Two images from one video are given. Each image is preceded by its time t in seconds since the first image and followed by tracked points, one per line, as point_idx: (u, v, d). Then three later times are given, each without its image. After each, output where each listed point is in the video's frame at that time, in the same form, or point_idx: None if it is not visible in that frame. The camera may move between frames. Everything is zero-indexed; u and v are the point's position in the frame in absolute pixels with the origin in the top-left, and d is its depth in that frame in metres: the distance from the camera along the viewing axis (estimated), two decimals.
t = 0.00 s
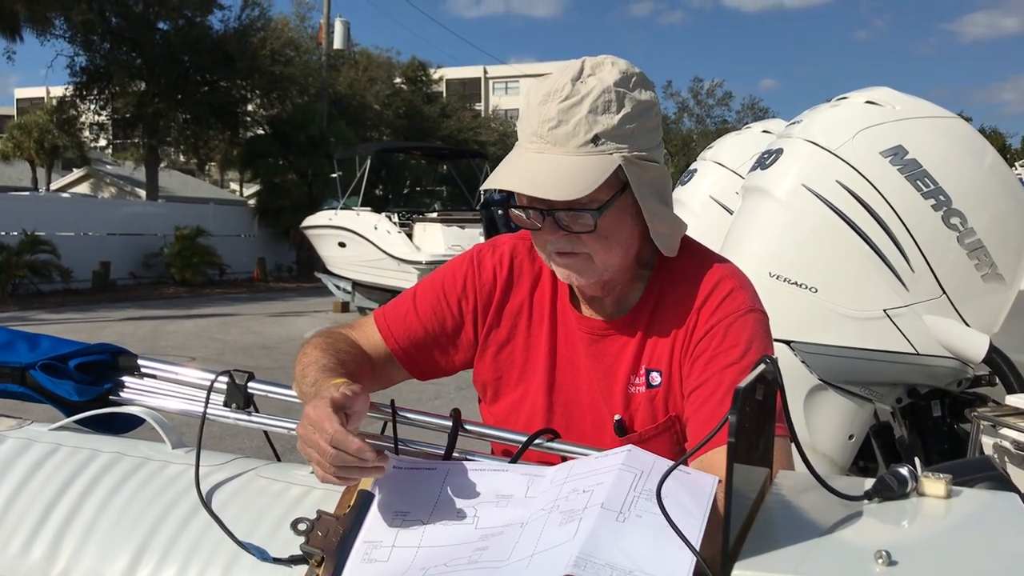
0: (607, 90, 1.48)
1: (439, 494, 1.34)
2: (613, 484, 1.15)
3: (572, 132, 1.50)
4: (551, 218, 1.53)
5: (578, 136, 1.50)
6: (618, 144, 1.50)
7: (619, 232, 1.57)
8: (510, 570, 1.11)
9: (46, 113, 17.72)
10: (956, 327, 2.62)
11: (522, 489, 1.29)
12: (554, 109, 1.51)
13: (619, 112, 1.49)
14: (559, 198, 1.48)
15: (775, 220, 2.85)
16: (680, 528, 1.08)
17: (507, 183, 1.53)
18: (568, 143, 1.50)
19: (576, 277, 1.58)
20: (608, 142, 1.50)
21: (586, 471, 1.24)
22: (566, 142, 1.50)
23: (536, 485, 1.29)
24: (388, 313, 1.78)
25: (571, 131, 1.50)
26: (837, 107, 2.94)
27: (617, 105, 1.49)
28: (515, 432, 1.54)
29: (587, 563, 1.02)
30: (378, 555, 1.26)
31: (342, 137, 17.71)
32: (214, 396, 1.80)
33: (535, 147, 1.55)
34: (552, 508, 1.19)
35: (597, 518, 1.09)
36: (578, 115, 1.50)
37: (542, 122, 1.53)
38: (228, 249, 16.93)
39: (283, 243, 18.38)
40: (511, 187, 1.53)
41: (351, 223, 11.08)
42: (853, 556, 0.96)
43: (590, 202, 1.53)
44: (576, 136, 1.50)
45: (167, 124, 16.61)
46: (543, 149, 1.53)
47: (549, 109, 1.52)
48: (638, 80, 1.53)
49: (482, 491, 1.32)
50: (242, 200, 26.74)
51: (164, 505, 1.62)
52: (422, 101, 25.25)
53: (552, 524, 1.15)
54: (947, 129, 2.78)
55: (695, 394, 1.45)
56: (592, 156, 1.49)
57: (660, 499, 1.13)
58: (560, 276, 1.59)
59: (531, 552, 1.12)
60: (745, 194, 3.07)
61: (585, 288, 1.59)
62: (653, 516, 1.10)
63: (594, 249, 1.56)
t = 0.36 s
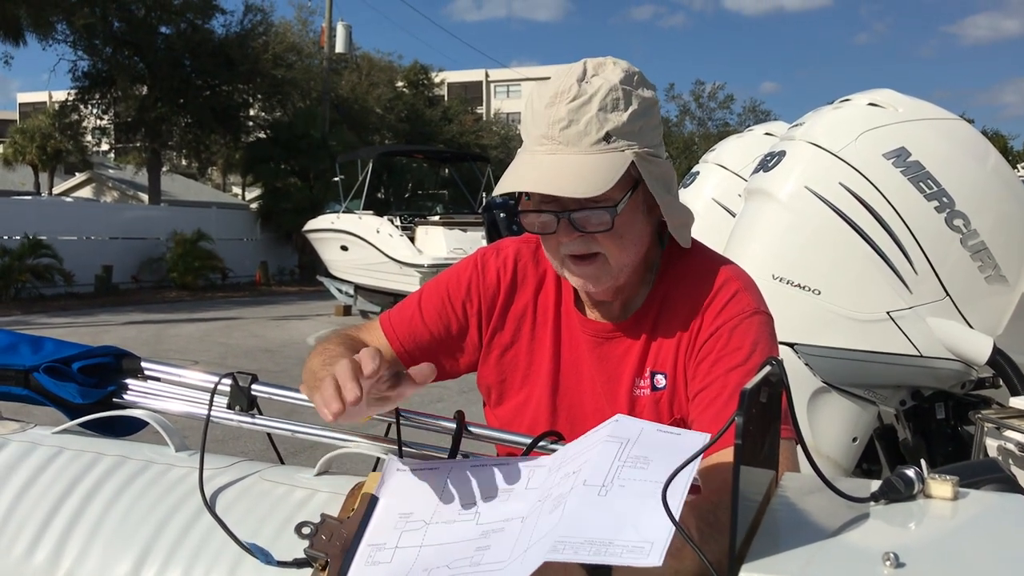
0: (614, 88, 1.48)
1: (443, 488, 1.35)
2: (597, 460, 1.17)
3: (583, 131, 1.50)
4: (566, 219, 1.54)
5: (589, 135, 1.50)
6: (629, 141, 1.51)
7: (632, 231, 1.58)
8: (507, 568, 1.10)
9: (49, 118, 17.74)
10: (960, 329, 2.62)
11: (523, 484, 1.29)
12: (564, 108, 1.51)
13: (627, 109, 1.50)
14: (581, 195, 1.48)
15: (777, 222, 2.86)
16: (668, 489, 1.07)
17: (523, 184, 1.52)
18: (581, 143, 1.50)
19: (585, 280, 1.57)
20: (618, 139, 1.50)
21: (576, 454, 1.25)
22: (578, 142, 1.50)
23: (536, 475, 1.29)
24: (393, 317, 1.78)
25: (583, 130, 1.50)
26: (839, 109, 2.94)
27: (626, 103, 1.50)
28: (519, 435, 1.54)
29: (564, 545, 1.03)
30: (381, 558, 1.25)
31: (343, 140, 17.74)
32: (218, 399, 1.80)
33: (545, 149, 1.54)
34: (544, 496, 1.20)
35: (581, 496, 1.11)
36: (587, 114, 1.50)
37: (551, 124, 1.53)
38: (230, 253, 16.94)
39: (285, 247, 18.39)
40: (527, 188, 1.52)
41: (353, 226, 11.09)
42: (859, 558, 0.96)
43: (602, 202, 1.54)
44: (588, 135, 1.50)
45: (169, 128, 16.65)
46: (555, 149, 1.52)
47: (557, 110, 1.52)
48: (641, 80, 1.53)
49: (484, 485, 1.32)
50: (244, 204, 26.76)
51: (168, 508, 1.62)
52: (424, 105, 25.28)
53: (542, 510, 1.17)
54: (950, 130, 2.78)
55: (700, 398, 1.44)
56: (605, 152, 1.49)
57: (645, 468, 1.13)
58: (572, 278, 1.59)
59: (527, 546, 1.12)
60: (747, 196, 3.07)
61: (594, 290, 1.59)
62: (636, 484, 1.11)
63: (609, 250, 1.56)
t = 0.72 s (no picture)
0: (624, 82, 1.49)
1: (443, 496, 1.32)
2: (610, 476, 1.14)
3: (592, 124, 1.50)
4: (574, 211, 1.53)
5: (598, 127, 1.50)
6: (638, 135, 1.51)
7: (638, 228, 1.57)
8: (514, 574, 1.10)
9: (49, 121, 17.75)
10: (963, 331, 2.61)
11: (527, 490, 1.28)
12: (573, 102, 1.51)
13: (635, 103, 1.50)
14: (589, 183, 1.46)
15: (779, 225, 2.85)
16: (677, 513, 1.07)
17: (531, 174, 1.51)
18: (589, 134, 1.50)
19: (591, 278, 1.56)
20: (627, 132, 1.50)
21: (585, 466, 1.23)
22: (586, 134, 1.50)
23: (539, 485, 1.28)
24: (395, 318, 1.77)
25: (592, 122, 1.50)
26: (841, 110, 2.94)
27: (634, 97, 1.50)
28: (520, 438, 1.53)
29: (579, 558, 1.02)
30: (382, 563, 1.25)
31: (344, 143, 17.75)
32: (218, 402, 1.79)
33: (554, 141, 1.53)
34: (552, 507, 1.19)
35: (593, 510, 1.09)
36: (597, 106, 1.50)
37: (560, 116, 1.53)
38: (231, 256, 16.93)
39: (286, 250, 18.38)
40: (534, 178, 1.51)
41: (354, 229, 11.09)
42: (862, 561, 0.96)
43: (609, 197, 1.53)
44: (597, 127, 1.50)
45: (170, 131, 16.66)
46: (564, 140, 1.52)
47: (566, 103, 1.52)
48: (648, 77, 1.53)
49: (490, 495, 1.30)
50: (244, 207, 26.80)
51: (168, 512, 1.61)
52: (425, 107, 25.30)
53: (552, 521, 1.15)
54: (952, 132, 2.77)
55: (702, 400, 1.44)
56: (614, 145, 1.49)
57: (659, 489, 1.12)
58: (577, 275, 1.57)
59: (533, 555, 1.11)
60: (749, 199, 3.07)
61: (600, 289, 1.57)
62: (649, 503, 1.09)
63: (612, 249, 1.55)
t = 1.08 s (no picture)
0: (626, 86, 1.50)
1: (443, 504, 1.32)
2: (615, 489, 1.14)
3: (593, 127, 1.50)
4: (573, 214, 1.53)
5: (600, 130, 1.50)
6: (638, 139, 1.51)
7: (638, 231, 1.57)
8: None
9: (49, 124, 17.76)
10: (962, 332, 2.61)
11: (527, 497, 1.28)
12: (575, 104, 1.51)
13: (637, 108, 1.51)
14: (588, 185, 1.47)
15: (778, 227, 2.85)
16: (684, 532, 1.07)
17: (532, 175, 1.51)
18: (591, 138, 1.50)
19: (589, 279, 1.56)
20: (627, 137, 1.50)
21: (588, 475, 1.23)
22: (587, 137, 1.50)
23: (540, 490, 1.28)
24: (394, 322, 1.77)
25: (594, 125, 1.50)
26: (839, 113, 2.94)
27: (635, 101, 1.51)
28: (520, 440, 1.53)
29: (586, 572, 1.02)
30: (382, 567, 1.25)
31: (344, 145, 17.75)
32: (217, 405, 1.79)
33: (556, 143, 1.53)
34: (555, 515, 1.19)
35: (598, 523, 1.09)
36: (598, 110, 1.51)
37: (561, 119, 1.53)
38: (231, 258, 16.93)
39: (285, 252, 18.38)
40: (534, 178, 1.52)
41: (354, 232, 11.09)
42: (860, 564, 0.96)
43: (608, 201, 1.53)
44: (599, 130, 1.50)
45: (170, 134, 16.68)
46: (565, 143, 1.52)
47: (568, 105, 1.52)
48: (651, 82, 1.54)
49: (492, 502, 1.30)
50: (244, 209, 26.80)
51: (168, 516, 1.61)
52: (425, 110, 25.34)
53: (554, 530, 1.15)
54: (951, 134, 2.78)
55: (701, 402, 1.44)
56: (616, 149, 1.49)
57: (665, 505, 1.12)
58: (574, 273, 1.57)
59: (534, 562, 1.11)
60: (748, 201, 3.07)
61: (598, 289, 1.57)
62: (655, 521, 1.09)
63: (612, 250, 1.55)
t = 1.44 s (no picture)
0: (615, 94, 1.49)
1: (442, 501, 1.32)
2: (606, 482, 1.15)
3: (579, 136, 1.51)
4: (559, 221, 1.53)
5: (586, 140, 1.50)
6: (626, 148, 1.51)
7: (625, 240, 1.57)
8: None
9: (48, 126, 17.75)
10: (960, 333, 2.61)
11: (521, 493, 1.28)
12: (562, 112, 1.52)
13: (625, 116, 1.50)
14: (569, 199, 1.48)
15: (776, 228, 2.85)
16: (676, 519, 1.07)
17: (517, 185, 1.53)
18: (577, 147, 1.51)
19: (578, 285, 1.57)
20: (614, 145, 1.51)
21: (581, 470, 1.24)
22: (573, 146, 1.51)
23: (536, 490, 1.28)
24: (390, 324, 1.78)
25: (579, 134, 1.51)
26: (838, 114, 2.94)
27: (624, 109, 1.50)
28: (517, 441, 1.53)
29: (577, 565, 1.03)
30: (380, 568, 1.25)
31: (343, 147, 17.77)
32: (216, 407, 1.79)
33: (542, 152, 1.55)
34: (549, 513, 1.19)
35: (589, 517, 1.10)
36: (586, 119, 1.50)
37: (548, 127, 1.54)
38: (230, 260, 16.92)
39: (284, 254, 18.39)
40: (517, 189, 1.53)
41: (353, 233, 11.09)
42: (857, 565, 0.96)
43: (593, 210, 1.54)
44: (585, 139, 1.50)
45: (169, 136, 16.66)
46: (550, 152, 1.53)
47: (555, 113, 1.53)
48: (642, 88, 1.53)
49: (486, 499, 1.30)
50: (243, 211, 26.81)
51: (166, 517, 1.62)
52: (424, 111, 25.36)
53: (549, 526, 1.15)
54: (950, 135, 2.78)
55: (698, 404, 1.44)
56: (602, 158, 1.50)
57: (655, 496, 1.12)
58: (564, 281, 1.59)
59: (530, 559, 1.11)
60: (746, 202, 3.07)
61: (587, 296, 1.58)
62: (646, 511, 1.10)
63: (601, 257, 1.56)
